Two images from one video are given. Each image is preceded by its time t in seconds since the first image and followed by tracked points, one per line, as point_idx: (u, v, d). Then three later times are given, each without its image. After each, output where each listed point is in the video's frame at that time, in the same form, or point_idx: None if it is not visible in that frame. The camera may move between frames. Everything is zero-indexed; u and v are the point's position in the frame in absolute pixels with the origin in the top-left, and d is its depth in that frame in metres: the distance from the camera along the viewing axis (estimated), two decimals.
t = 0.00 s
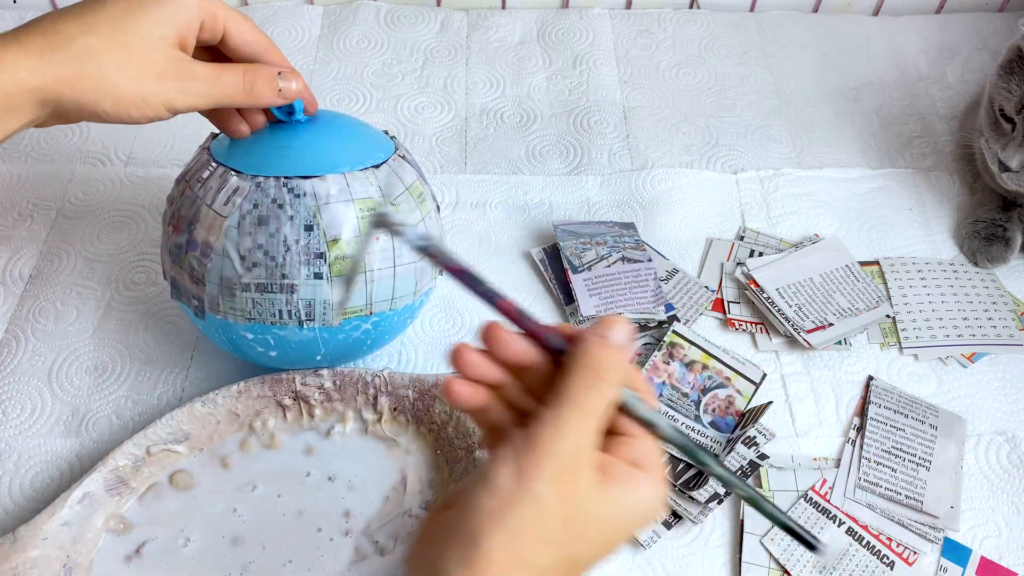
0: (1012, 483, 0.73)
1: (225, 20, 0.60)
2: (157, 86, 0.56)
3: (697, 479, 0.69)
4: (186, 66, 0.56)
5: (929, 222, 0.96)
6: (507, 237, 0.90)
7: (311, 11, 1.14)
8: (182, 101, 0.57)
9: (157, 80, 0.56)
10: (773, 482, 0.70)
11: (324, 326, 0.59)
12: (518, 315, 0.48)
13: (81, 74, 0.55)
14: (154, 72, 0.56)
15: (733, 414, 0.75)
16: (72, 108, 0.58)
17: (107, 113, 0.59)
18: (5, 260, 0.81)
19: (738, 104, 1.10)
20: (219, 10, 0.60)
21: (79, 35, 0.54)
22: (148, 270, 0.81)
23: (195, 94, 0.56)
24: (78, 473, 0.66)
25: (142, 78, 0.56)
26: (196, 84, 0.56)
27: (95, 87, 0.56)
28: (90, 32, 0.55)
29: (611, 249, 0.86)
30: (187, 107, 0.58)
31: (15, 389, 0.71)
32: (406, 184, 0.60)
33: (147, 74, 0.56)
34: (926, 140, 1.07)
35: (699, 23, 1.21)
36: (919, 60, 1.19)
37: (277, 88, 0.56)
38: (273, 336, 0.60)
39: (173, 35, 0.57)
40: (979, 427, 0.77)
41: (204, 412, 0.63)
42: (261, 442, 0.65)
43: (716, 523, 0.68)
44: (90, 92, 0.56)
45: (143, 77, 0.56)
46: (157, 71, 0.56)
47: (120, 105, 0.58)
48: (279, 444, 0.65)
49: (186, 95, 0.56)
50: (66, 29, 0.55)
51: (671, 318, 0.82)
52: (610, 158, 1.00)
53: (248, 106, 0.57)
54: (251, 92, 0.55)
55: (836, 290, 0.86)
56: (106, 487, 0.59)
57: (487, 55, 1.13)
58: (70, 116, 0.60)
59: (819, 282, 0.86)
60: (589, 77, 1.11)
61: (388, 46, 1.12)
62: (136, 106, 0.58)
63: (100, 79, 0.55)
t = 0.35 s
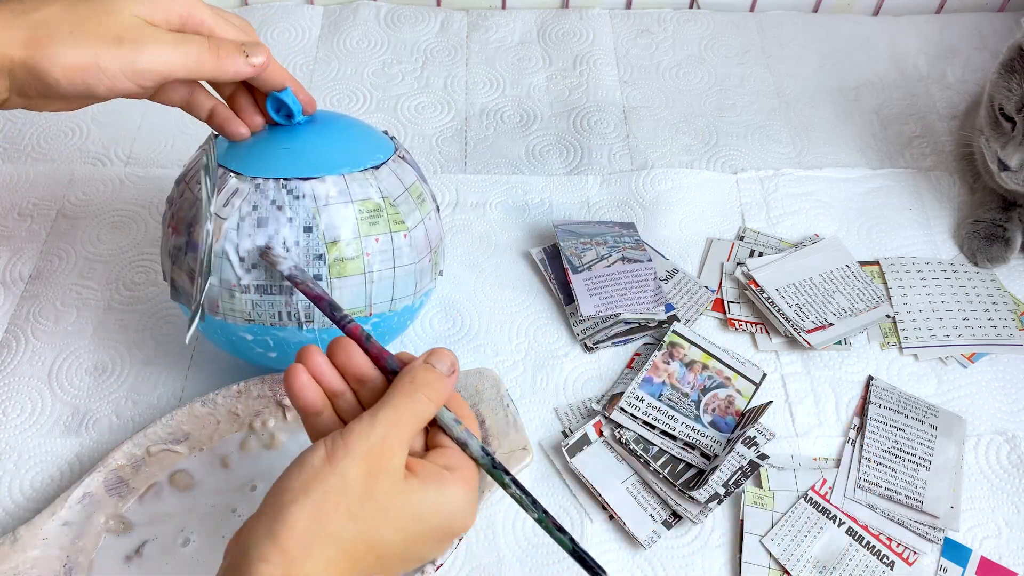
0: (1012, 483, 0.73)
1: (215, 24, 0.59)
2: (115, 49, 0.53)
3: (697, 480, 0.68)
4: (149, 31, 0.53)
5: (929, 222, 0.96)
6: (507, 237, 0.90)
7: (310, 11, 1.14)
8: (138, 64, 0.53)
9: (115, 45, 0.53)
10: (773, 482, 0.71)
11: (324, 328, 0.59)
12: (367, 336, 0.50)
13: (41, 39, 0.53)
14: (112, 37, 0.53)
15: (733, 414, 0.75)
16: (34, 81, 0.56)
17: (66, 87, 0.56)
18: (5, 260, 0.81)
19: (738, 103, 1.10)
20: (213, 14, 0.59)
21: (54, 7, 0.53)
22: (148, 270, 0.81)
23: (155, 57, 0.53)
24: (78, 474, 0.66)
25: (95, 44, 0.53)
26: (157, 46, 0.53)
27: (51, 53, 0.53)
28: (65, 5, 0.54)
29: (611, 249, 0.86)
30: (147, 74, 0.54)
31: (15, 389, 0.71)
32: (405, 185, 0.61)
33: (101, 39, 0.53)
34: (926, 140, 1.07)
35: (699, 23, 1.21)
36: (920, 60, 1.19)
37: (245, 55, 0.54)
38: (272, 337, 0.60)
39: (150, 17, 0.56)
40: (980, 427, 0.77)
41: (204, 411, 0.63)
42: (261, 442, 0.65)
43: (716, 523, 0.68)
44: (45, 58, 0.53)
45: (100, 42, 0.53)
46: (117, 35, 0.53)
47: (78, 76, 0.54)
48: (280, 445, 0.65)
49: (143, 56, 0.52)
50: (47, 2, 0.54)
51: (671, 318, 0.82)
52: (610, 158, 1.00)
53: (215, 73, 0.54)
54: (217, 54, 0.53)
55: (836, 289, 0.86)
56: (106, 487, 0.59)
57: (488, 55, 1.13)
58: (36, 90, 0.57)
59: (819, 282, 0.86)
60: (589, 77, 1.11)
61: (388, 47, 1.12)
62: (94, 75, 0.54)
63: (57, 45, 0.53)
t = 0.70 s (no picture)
0: (1012, 483, 0.73)
1: (223, 30, 0.58)
2: (110, 54, 0.50)
3: (697, 480, 0.68)
4: (147, 35, 0.51)
5: (929, 222, 0.96)
6: (507, 237, 0.90)
7: (310, 11, 1.14)
8: (132, 71, 0.50)
9: (110, 49, 0.50)
10: (773, 482, 0.70)
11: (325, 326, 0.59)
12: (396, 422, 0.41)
13: (39, 38, 0.50)
14: (109, 40, 0.50)
15: (733, 414, 0.75)
16: (26, 81, 0.52)
17: (60, 89, 0.52)
18: (5, 260, 0.81)
19: (738, 104, 1.10)
20: (219, 19, 0.58)
21: (58, 8, 0.51)
22: (148, 270, 0.81)
23: (150, 64, 0.50)
24: (78, 474, 0.66)
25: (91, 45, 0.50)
26: (154, 54, 0.51)
27: (47, 53, 0.50)
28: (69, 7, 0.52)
29: (611, 249, 0.86)
30: (142, 83, 0.51)
31: (15, 389, 0.71)
32: (410, 187, 0.60)
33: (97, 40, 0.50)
34: (926, 140, 1.07)
35: (699, 23, 1.21)
36: (920, 60, 1.19)
37: (246, 90, 0.54)
38: (275, 335, 0.60)
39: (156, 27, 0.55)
40: (980, 427, 0.77)
41: (204, 412, 0.63)
42: (261, 442, 0.65)
43: (716, 523, 0.68)
44: (40, 59, 0.50)
45: (96, 44, 0.50)
46: (114, 39, 0.50)
47: (72, 78, 0.51)
48: (280, 444, 0.65)
49: (137, 63, 0.50)
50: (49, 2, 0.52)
51: (671, 317, 0.82)
52: (610, 158, 1.00)
53: (214, 93, 0.53)
54: (221, 74, 0.53)
55: (836, 289, 0.86)
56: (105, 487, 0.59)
57: (488, 55, 1.13)
58: (29, 91, 0.54)
59: (819, 282, 0.86)
60: (589, 77, 1.11)
61: (388, 46, 1.12)
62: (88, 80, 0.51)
63: (54, 44, 0.50)
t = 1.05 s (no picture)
0: (1012, 483, 0.73)
1: (215, 31, 0.58)
2: (104, 60, 0.50)
3: (697, 480, 0.68)
4: (141, 41, 0.51)
5: (929, 222, 0.96)
6: (507, 237, 0.90)
7: (310, 11, 1.14)
8: (125, 77, 0.50)
9: (104, 54, 0.50)
10: (773, 482, 0.71)
11: (321, 326, 0.59)
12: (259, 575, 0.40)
13: (31, 43, 0.50)
14: (102, 45, 0.50)
15: (733, 414, 0.75)
16: (18, 86, 0.52)
17: (53, 94, 0.52)
18: (5, 259, 0.81)
19: (738, 103, 1.10)
20: (211, 19, 0.58)
21: (49, 12, 0.51)
22: (148, 270, 0.81)
23: (143, 70, 0.51)
24: (78, 474, 0.66)
25: (85, 50, 0.50)
26: (148, 59, 0.51)
27: (39, 58, 0.50)
28: (61, 11, 0.51)
29: (611, 249, 0.86)
30: (135, 89, 0.52)
31: (15, 389, 0.71)
32: (404, 184, 0.60)
33: (91, 45, 0.50)
34: (926, 140, 1.07)
35: (699, 23, 1.21)
36: (919, 60, 1.19)
37: (240, 93, 0.55)
38: (273, 337, 0.60)
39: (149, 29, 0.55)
40: (980, 427, 0.77)
41: (204, 412, 0.63)
42: (261, 442, 0.65)
43: (716, 523, 0.68)
44: (32, 64, 0.50)
45: (90, 50, 0.50)
46: (108, 45, 0.50)
47: (64, 83, 0.51)
48: (280, 444, 0.65)
49: (130, 69, 0.50)
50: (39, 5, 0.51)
51: (671, 318, 0.82)
52: (610, 158, 1.00)
53: (207, 98, 0.54)
54: (214, 78, 0.53)
55: (836, 290, 0.86)
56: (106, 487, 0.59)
57: (488, 55, 1.13)
58: (19, 95, 0.53)
59: (819, 282, 0.86)
60: (589, 77, 1.11)
61: (388, 46, 1.12)
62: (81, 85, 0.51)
63: (46, 50, 0.50)
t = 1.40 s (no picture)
0: (1012, 483, 0.73)
1: (207, 36, 0.58)
2: (97, 70, 0.50)
3: (697, 480, 0.68)
4: (133, 49, 0.51)
5: (929, 222, 0.96)
6: (506, 237, 0.90)
7: (310, 11, 1.14)
8: (119, 86, 0.51)
9: (97, 64, 0.50)
10: (773, 482, 0.70)
11: (318, 328, 0.59)
12: None
13: (23, 51, 0.50)
14: (95, 54, 0.51)
15: (733, 414, 0.75)
16: (9, 92, 0.52)
17: (44, 101, 0.53)
18: (5, 260, 0.81)
19: (738, 103, 1.10)
20: (204, 24, 0.58)
21: (41, 19, 0.51)
22: (148, 270, 0.82)
23: (136, 79, 0.51)
24: (78, 473, 0.66)
25: (77, 58, 0.50)
26: (140, 68, 0.51)
27: (32, 67, 0.50)
28: (52, 18, 0.52)
29: (611, 249, 0.86)
30: (128, 97, 0.52)
31: (15, 389, 0.71)
32: (398, 183, 0.60)
33: (84, 54, 0.50)
34: (926, 140, 1.07)
35: (699, 23, 1.21)
36: (920, 60, 1.19)
37: (232, 101, 0.55)
38: (271, 339, 0.60)
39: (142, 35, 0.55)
40: (980, 427, 0.77)
41: (204, 412, 0.63)
42: (261, 442, 0.65)
43: (716, 523, 0.68)
44: (23, 72, 0.50)
45: (83, 59, 0.50)
46: (101, 54, 0.51)
47: (57, 91, 0.51)
48: (279, 444, 0.65)
49: (124, 79, 0.51)
50: (31, 11, 0.52)
51: (671, 318, 0.82)
52: (610, 158, 1.00)
53: (200, 105, 0.54)
54: (206, 86, 0.53)
55: (836, 289, 0.86)
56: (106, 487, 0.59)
57: (488, 55, 1.13)
58: (12, 102, 0.53)
59: (819, 282, 0.86)
60: (589, 77, 1.11)
61: (388, 46, 1.12)
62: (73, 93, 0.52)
63: (38, 58, 0.50)
